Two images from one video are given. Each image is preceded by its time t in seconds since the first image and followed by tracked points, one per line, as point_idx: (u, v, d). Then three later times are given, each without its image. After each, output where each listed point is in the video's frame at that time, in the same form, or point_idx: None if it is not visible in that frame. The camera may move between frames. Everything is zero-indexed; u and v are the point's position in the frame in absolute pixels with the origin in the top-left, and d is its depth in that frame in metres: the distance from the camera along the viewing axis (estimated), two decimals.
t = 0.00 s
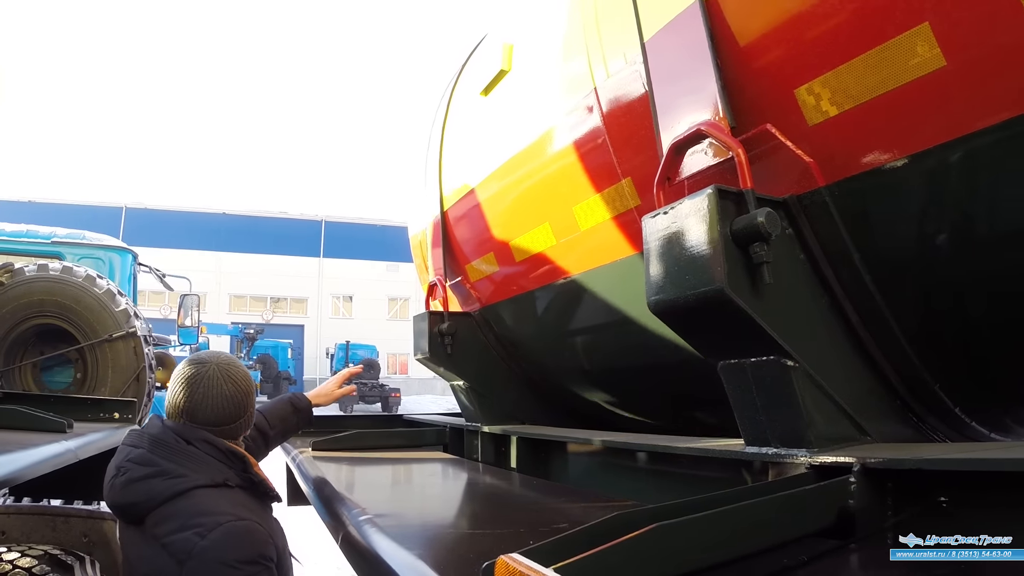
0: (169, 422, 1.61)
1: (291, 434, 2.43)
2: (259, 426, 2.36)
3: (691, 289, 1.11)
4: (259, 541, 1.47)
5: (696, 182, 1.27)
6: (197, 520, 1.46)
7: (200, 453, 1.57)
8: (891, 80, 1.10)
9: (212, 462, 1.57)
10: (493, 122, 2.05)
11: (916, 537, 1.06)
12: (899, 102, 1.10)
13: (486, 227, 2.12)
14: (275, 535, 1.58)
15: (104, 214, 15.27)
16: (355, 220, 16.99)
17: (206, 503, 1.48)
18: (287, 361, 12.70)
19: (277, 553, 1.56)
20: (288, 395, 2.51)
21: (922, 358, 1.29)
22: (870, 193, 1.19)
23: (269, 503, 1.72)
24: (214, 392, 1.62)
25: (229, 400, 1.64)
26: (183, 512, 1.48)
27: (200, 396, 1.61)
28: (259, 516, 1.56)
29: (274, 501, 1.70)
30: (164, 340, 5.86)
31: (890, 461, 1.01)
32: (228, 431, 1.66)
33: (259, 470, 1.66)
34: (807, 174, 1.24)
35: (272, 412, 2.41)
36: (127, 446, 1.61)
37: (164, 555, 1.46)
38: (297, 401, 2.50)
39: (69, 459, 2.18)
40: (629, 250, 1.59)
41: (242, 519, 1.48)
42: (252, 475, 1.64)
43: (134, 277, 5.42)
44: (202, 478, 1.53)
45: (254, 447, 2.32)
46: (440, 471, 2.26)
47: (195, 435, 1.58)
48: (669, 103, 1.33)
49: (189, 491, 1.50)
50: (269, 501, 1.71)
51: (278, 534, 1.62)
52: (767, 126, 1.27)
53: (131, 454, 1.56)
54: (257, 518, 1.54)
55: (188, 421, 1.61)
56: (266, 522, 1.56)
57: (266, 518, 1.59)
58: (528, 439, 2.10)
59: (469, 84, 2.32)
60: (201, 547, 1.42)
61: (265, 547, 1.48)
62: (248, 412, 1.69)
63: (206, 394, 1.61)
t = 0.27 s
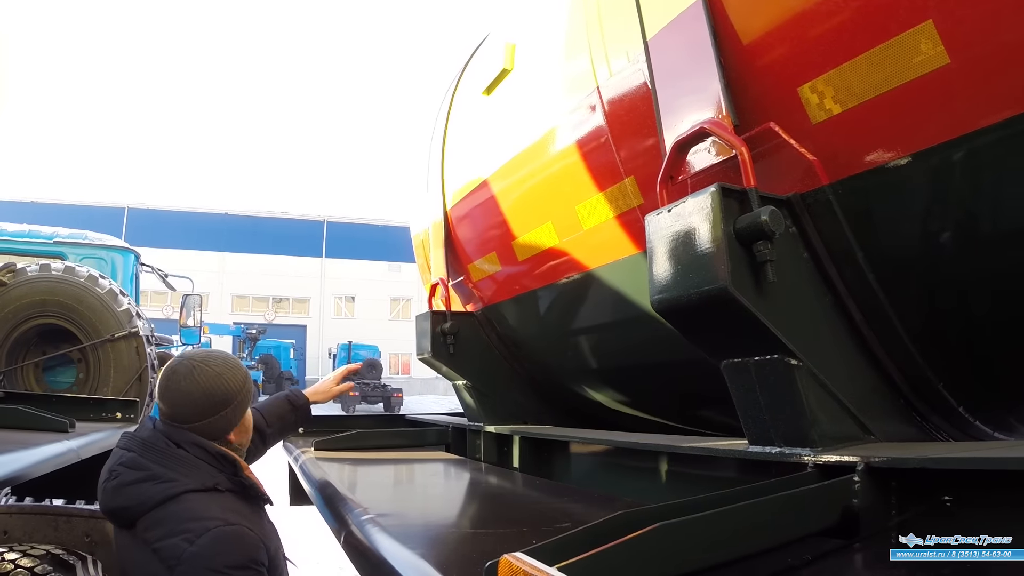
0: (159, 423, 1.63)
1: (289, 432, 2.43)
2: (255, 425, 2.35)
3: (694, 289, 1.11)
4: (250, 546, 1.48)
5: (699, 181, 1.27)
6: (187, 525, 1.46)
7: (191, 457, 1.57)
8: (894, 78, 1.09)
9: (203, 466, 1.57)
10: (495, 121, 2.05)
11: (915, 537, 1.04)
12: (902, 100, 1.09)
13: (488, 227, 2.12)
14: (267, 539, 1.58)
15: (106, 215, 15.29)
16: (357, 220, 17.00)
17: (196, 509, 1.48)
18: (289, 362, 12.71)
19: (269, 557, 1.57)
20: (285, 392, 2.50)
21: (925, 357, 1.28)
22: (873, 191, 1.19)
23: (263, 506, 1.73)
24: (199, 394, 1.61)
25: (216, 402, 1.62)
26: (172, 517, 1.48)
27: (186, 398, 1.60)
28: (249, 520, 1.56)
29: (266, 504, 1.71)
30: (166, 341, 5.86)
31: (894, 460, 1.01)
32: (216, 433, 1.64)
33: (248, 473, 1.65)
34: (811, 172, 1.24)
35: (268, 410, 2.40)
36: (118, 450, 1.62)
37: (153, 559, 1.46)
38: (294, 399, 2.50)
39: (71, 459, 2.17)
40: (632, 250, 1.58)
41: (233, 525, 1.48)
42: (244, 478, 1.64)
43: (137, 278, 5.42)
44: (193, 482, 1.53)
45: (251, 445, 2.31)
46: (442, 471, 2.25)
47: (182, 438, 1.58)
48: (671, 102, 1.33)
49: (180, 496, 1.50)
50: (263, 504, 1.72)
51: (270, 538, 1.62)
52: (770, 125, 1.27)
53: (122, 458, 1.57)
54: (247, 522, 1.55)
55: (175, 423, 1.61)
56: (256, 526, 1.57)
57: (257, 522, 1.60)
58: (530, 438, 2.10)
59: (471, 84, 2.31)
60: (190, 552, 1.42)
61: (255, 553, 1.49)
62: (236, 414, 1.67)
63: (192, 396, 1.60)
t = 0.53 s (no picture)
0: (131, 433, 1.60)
1: (314, 422, 2.38)
2: (279, 413, 2.33)
3: (701, 287, 1.10)
4: (203, 557, 1.45)
5: (705, 178, 1.26)
6: (144, 532, 1.45)
7: (158, 463, 1.55)
8: (901, 75, 1.08)
9: (170, 471, 1.55)
10: (499, 119, 2.04)
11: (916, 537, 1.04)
12: (909, 96, 1.08)
13: (491, 225, 2.11)
14: (235, 548, 1.54)
15: (109, 214, 15.31)
16: (359, 219, 17.01)
17: (154, 516, 1.46)
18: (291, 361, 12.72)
19: (234, 568, 1.52)
20: (313, 380, 2.45)
21: (933, 355, 1.27)
22: (880, 188, 1.17)
23: (246, 512, 1.66)
24: (169, 400, 1.57)
25: (188, 406, 1.59)
26: (134, 523, 1.47)
27: (156, 404, 1.57)
28: (213, 530, 1.52)
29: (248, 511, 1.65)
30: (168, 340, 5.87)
31: (901, 459, 1.00)
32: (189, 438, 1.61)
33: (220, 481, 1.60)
34: (818, 170, 1.23)
35: (294, 399, 2.39)
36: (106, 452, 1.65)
37: (114, 564, 1.47)
38: (320, 388, 2.44)
39: (72, 458, 2.18)
40: (637, 248, 1.57)
41: (186, 536, 1.45)
42: (213, 486, 1.58)
43: (139, 277, 5.43)
44: (157, 489, 1.51)
45: (273, 434, 2.28)
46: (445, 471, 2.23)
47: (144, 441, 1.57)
48: (676, 99, 1.32)
49: (143, 502, 1.49)
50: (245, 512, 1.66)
51: (243, 547, 1.57)
52: (776, 122, 1.26)
53: (102, 461, 1.60)
54: (211, 531, 1.51)
55: (146, 431, 1.57)
56: (220, 536, 1.52)
57: (225, 531, 1.55)
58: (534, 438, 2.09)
59: (475, 82, 2.31)
60: (141, 561, 1.41)
61: (210, 565, 1.46)
62: (210, 417, 1.63)
63: (161, 400, 1.57)
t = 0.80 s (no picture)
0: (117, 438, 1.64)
1: (347, 401, 2.22)
2: (310, 393, 2.18)
3: (703, 284, 1.10)
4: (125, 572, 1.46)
5: (707, 176, 1.26)
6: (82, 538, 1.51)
7: (118, 469, 1.60)
8: (902, 73, 1.08)
9: (124, 478, 1.59)
10: (500, 119, 2.04)
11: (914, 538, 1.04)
12: (910, 95, 1.08)
13: (492, 225, 2.11)
14: (171, 567, 1.52)
15: (111, 215, 15.34)
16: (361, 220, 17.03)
17: (94, 523, 1.51)
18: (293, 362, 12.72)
19: None
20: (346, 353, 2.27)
21: (935, 353, 1.27)
22: (882, 186, 1.17)
23: (208, 524, 1.62)
24: (146, 404, 1.57)
25: (165, 410, 1.58)
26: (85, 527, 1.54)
27: (133, 410, 1.57)
28: (149, 544, 1.52)
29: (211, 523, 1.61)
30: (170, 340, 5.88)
31: (904, 456, 1.00)
32: (170, 442, 1.60)
33: (172, 495, 1.58)
34: (820, 167, 1.23)
35: (325, 376, 2.20)
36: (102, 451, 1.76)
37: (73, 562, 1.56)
38: (351, 362, 2.23)
39: (75, 457, 2.19)
40: (639, 246, 1.57)
41: (107, 549, 1.46)
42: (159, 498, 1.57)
43: (141, 278, 5.44)
44: (106, 496, 1.56)
45: (304, 417, 2.15)
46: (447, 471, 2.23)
47: (116, 447, 1.63)
48: (677, 98, 1.32)
49: (92, 507, 1.56)
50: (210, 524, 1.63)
51: (188, 563, 1.55)
52: (778, 120, 1.26)
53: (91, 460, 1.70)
54: (148, 544, 1.52)
55: (124, 436, 1.58)
56: (154, 552, 1.51)
57: (167, 546, 1.54)
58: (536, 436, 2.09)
59: (476, 82, 2.31)
60: (71, 565, 1.47)
61: None
62: (191, 421, 1.62)
63: (136, 406, 1.56)
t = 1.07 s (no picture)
0: (113, 432, 1.66)
1: (376, 379, 2.15)
2: (337, 374, 2.11)
3: (710, 280, 1.10)
4: (101, 562, 1.49)
5: (714, 171, 1.25)
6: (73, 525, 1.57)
7: (111, 460, 1.64)
8: (908, 68, 1.08)
9: (113, 469, 1.62)
10: (505, 114, 2.04)
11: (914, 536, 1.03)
12: (916, 89, 1.08)
13: (496, 221, 2.11)
14: (145, 559, 1.52)
15: (113, 212, 15.35)
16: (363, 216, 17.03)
17: (82, 511, 1.57)
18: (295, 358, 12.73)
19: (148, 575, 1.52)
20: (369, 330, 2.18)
21: (941, 349, 1.27)
22: (889, 181, 1.17)
23: (191, 520, 1.61)
24: (137, 404, 1.58)
25: (155, 412, 1.59)
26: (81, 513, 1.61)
27: (126, 409, 1.59)
28: (126, 536, 1.53)
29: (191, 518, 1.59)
30: (173, 336, 5.88)
31: (912, 452, 0.99)
32: (164, 441, 1.61)
33: (150, 489, 1.58)
34: (827, 162, 1.22)
35: (350, 356, 2.13)
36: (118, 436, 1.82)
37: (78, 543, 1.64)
38: (375, 339, 2.15)
39: (78, 453, 2.19)
40: (645, 241, 1.57)
41: (85, 538, 1.50)
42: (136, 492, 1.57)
43: (144, 274, 5.45)
44: (97, 486, 1.61)
45: (333, 399, 2.09)
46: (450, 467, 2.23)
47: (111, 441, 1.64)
48: (683, 93, 1.31)
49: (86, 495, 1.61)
50: (195, 520, 1.62)
51: (165, 556, 1.54)
52: (785, 114, 1.26)
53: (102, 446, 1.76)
54: (125, 535, 1.53)
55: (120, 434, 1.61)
56: (130, 543, 1.52)
57: (144, 538, 1.54)
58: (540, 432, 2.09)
59: (480, 78, 2.31)
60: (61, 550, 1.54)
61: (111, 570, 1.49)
62: (185, 420, 1.61)
63: (128, 406, 1.58)
